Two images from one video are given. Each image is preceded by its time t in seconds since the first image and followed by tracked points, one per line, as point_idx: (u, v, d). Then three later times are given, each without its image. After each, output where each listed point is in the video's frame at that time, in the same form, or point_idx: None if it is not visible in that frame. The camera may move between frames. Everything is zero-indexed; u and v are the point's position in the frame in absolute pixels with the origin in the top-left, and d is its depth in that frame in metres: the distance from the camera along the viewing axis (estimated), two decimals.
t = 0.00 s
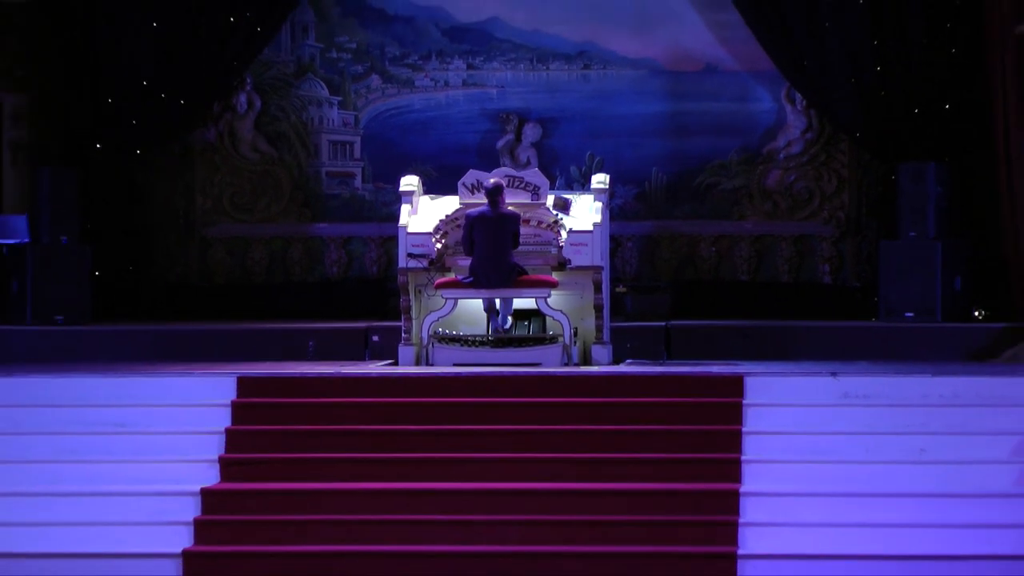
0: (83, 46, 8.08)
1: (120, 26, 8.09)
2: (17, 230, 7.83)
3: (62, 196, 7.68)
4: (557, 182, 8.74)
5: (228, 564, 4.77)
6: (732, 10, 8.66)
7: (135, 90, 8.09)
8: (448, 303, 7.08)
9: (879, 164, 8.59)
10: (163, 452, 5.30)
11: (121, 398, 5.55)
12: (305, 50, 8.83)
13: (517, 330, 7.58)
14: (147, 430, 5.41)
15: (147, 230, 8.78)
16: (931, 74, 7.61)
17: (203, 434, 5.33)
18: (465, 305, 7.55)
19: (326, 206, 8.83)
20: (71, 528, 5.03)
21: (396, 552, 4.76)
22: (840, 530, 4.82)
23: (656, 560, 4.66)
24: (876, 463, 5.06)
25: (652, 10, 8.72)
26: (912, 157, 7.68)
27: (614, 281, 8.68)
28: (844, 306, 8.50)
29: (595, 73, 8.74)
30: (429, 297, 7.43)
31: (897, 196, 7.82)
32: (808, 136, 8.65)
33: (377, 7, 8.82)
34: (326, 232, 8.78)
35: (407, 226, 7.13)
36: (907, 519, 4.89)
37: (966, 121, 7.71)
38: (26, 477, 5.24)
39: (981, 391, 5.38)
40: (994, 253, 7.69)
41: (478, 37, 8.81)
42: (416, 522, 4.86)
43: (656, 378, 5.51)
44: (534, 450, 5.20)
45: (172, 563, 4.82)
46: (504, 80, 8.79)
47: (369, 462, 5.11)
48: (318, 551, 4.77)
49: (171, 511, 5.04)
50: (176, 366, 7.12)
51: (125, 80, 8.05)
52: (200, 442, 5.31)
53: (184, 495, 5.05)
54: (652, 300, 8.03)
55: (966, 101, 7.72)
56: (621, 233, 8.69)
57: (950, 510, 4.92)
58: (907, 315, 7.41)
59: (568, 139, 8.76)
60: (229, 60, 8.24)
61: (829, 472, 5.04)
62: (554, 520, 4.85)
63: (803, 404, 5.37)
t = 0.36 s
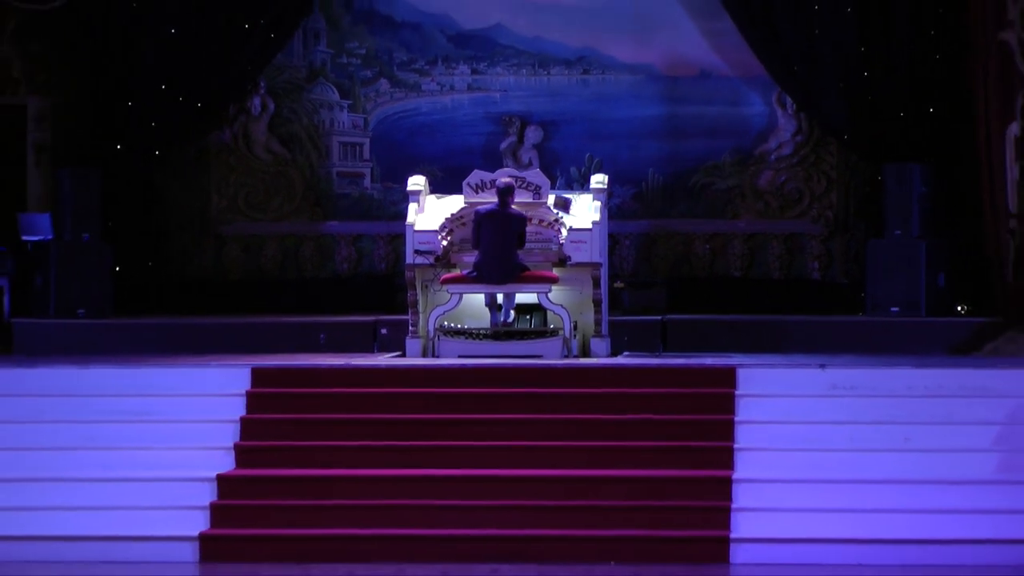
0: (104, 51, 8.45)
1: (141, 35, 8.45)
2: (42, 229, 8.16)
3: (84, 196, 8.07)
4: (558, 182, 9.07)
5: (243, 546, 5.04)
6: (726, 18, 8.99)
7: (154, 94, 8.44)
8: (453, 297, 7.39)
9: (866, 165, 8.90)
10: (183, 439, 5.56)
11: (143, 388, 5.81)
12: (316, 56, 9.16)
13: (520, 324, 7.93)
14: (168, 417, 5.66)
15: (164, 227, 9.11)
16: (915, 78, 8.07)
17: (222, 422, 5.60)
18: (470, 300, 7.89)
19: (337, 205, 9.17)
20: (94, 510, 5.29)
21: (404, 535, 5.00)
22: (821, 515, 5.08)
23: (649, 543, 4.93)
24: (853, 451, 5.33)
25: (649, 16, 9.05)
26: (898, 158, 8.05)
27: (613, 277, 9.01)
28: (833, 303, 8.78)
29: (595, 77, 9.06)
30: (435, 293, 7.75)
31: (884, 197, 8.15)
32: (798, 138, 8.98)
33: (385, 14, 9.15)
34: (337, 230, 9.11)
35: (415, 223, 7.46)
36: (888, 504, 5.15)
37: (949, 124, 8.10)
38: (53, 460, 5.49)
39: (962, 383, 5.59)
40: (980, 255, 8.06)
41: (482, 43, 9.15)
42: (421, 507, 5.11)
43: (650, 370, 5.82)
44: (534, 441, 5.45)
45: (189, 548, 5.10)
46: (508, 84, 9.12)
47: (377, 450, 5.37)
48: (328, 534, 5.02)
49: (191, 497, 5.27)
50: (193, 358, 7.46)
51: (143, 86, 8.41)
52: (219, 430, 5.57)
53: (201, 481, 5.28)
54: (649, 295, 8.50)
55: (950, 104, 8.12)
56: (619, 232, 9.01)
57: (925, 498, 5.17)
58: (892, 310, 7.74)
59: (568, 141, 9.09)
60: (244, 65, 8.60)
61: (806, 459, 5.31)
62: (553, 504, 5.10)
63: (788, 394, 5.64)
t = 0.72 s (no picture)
0: (134, 61, 8.96)
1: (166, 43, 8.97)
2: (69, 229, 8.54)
3: (110, 197, 8.47)
4: (563, 183, 9.39)
5: (266, 530, 5.34)
6: (724, 26, 9.36)
7: (178, 99, 8.90)
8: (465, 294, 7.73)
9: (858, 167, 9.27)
10: (205, 429, 5.92)
11: (168, 380, 6.18)
12: (333, 63, 9.54)
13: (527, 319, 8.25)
14: (192, 409, 6.03)
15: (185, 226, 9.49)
16: (906, 84, 8.60)
17: (242, 413, 5.97)
18: (480, 296, 8.24)
19: (353, 205, 9.53)
20: (122, 497, 5.58)
21: (420, 521, 5.30)
22: (811, 501, 5.36)
23: (652, 527, 5.23)
24: (841, 440, 5.65)
25: (652, 25, 9.41)
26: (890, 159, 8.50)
27: (615, 274, 9.36)
28: (827, 297, 9.15)
29: (598, 83, 9.43)
30: (446, 290, 8.11)
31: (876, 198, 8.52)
32: (793, 141, 9.33)
33: (399, 23, 9.52)
34: (352, 230, 9.47)
35: (427, 224, 7.80)
36: (877, 492, 5.43)
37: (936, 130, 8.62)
38: (85, 451, 5.84)
39: (951, 375, 5.96)
40: (968, 255, 8.49)
41: (492, 50, 9.51)
42: (436, 493, 5.43)
43: (654, 363, 6.23)
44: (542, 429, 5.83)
45: (212, 534, 5.37)
46: (516, 90, 9.49)
47: (394, 438, 5.72)
48: (347, 519, 5.32)
49: (211, 484, 5.60)
50: (213, 353, 7.80)
51: (170, 92, 8.89)
52: (239, 421, 5.94)
53: (223, 469, 5.61)
54: (651, 292, 8.85)
55: (938, 108, 8.63)
56: (622, 231, 9.38)
57: (914, 485, 5.45)
58: (884, 306, 8.10)
59: (574, 144, 9.44)
60: (264, 71, 8.97)
61: (798, 449, 5.60)
62: (560, 491, 5.42)
63: (785, 385, 6.00)
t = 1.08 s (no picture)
0: (144, 76, 9.29)
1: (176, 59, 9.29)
2: (83, 237, 8.91)
3: (123, 207, 8.82)
4: (558, 194, 9.84)
5: (276, 526, 5.69)
6: (712, 43, 9.77)
7: (188, 114, 9.25)
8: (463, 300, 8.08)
9: (840, 177, 9.58)
10: (215, 429, 6.35)
11: (180, 383, 6.65)
12: (337, 79, 9.93)
13: (523, 324, 8.60)
14: (202, 411, 6.50)
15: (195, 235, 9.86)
16: (885, 99, 8.97)
17: (250, 415, 6.42)
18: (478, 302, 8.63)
19: (356, 216, 9.92)
20: (136, 495, 5.91)
21: (423, 518, 5.65)
22: (790, 498, 5.72)
23: (643, 524, 5.58)
24: (823, 440, 6.09)
25: (643, 43, 9.83)
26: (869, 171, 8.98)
27: (608, 282, 9.73)
28: (809, 301, 9.56)
29: (591, 98, 9.86)
30: (446, 296, 8.50)
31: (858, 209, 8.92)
32: (777, 154, 9.72)
33: (401, 41, 9.95)
34: (356, 239, 9.85)
35: (427, 232, 8.21)
36: (860, 490, 5.77)
37: (917, 142, 8.96)
38: (101, 450, 6.25)
39: (925, 379, 6.46)
40: (943, 261, 8.90)
41: (490, 67, 9.94)
42: (438, 491, 5.80)
43: (646, 367, 6.72)
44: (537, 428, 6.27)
45: (220, 530, 5.72)
46: (512, 104, 9.92)
47: (397, 439, 6.14)
48: (354, 517, 5.67)
49: (221, 483, 5.95)
50: (221, 357, 8.16)
51: (178, 105, 9.23)
52: (246, 422, 6.39)
53: (232, 468, 5.97)
54: (642, 298, 9.20)
55: (919, 123, 8.98)
56: (614, 240, 9.73)
57: (890, 484, 5.78)
58: (865, 311, 8.48)
59: (568, 157, 9.86)
60: (270, 88, 9.36)
61: (782, 448, 6.04)
62: (555, 490, 5.79)
63: (770, 387, 6.52)
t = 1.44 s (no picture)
0: (160, 87, 9.78)
1: (188, 74, 9.74)
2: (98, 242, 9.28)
3: (137, 213, 9.21)
4: (554, 200, 10.25)
5: (285, 518, 6.06)
6: (702, 55, 10.21)
7: (198, 124, 9.67)
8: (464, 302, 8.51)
9: (824, 185, 10.15)
10: (224, 426, 6.79)
11: (191, 381, 7.07)
12: (342, 89, 10.35)
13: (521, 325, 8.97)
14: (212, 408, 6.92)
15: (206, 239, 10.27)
16: (867, 109, 9.35)
17: (258, 412, 6.83)
18: (478, 303, 8.97)
19: (360, 220, 10.34)
20: (148, 488, 6.29)
21: (424, 510, 6.02)
22: (774, 493, 6.05)
23: (633, 516, 5.94)
24: (810, 434, 6.55)
25: (635, 54, 10.27)
26: (854, 177, 9.40)
27: (601, 283, 10.16)
28: (795, 300, 10.04)
29: (586, 108, 10.30)
30: (446, 298, 8.85)
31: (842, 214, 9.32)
32: (764, 161, 10.19)
33: (403, 53, 10.38)
34: (360, 243, 10.27)
35: (428, 236, 8.59)
36: (843, 483, 6.14)
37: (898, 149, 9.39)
38: (117, 444, 6.72)
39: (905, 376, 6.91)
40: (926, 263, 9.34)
41: (488, 78, 10.36)
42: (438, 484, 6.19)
43: (639, 367, 7.13)
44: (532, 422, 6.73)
45: (228, 521, 6.09)
46: (510, 114, 10.33)
47: (400, 434, 6.57)
48: (359, 509, 6.04)
49: (229, 476, 6.33)
50: (230, 356, 8.56)
51: (191, 118, 9.65)
52: (255, 418, 6.81)
53: (241, 463, 6.33)
54: (635, 300, 10.06)
55: (900, 131, 9.39)
56: (607, 243, 10.17)
57: (869, 479, 6.14)
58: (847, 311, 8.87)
59: (563, 163, 10.30)
60: (277, 99, 9.71)
61: (769, 443, 6.48)
62: (549, 483, 6.16)
63: (759, 385, 6.94)
